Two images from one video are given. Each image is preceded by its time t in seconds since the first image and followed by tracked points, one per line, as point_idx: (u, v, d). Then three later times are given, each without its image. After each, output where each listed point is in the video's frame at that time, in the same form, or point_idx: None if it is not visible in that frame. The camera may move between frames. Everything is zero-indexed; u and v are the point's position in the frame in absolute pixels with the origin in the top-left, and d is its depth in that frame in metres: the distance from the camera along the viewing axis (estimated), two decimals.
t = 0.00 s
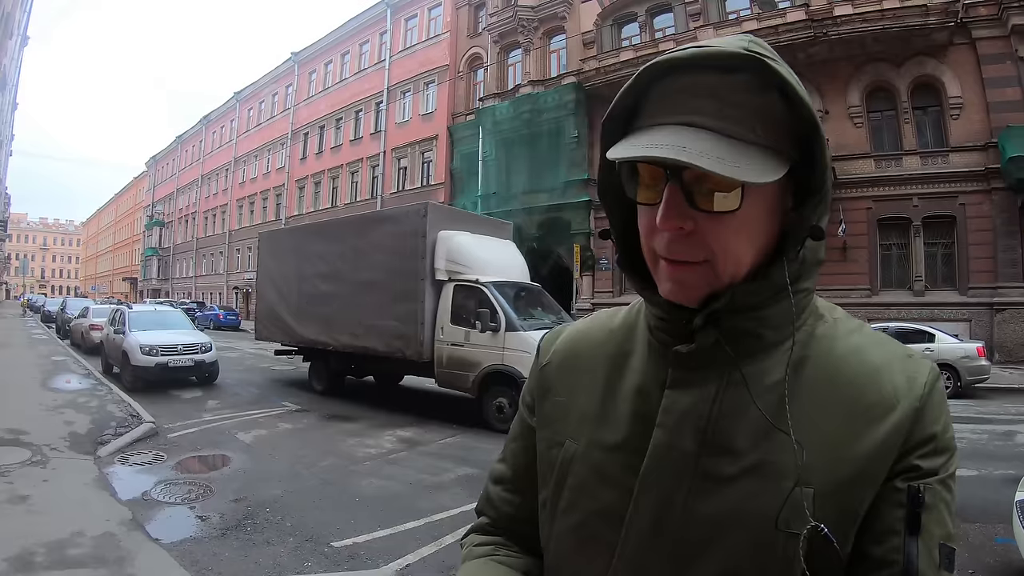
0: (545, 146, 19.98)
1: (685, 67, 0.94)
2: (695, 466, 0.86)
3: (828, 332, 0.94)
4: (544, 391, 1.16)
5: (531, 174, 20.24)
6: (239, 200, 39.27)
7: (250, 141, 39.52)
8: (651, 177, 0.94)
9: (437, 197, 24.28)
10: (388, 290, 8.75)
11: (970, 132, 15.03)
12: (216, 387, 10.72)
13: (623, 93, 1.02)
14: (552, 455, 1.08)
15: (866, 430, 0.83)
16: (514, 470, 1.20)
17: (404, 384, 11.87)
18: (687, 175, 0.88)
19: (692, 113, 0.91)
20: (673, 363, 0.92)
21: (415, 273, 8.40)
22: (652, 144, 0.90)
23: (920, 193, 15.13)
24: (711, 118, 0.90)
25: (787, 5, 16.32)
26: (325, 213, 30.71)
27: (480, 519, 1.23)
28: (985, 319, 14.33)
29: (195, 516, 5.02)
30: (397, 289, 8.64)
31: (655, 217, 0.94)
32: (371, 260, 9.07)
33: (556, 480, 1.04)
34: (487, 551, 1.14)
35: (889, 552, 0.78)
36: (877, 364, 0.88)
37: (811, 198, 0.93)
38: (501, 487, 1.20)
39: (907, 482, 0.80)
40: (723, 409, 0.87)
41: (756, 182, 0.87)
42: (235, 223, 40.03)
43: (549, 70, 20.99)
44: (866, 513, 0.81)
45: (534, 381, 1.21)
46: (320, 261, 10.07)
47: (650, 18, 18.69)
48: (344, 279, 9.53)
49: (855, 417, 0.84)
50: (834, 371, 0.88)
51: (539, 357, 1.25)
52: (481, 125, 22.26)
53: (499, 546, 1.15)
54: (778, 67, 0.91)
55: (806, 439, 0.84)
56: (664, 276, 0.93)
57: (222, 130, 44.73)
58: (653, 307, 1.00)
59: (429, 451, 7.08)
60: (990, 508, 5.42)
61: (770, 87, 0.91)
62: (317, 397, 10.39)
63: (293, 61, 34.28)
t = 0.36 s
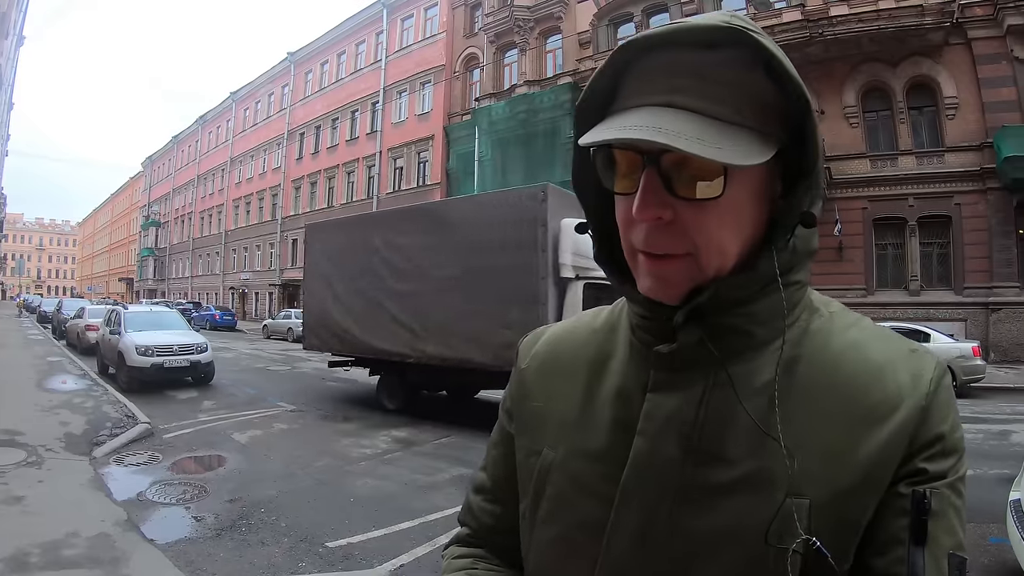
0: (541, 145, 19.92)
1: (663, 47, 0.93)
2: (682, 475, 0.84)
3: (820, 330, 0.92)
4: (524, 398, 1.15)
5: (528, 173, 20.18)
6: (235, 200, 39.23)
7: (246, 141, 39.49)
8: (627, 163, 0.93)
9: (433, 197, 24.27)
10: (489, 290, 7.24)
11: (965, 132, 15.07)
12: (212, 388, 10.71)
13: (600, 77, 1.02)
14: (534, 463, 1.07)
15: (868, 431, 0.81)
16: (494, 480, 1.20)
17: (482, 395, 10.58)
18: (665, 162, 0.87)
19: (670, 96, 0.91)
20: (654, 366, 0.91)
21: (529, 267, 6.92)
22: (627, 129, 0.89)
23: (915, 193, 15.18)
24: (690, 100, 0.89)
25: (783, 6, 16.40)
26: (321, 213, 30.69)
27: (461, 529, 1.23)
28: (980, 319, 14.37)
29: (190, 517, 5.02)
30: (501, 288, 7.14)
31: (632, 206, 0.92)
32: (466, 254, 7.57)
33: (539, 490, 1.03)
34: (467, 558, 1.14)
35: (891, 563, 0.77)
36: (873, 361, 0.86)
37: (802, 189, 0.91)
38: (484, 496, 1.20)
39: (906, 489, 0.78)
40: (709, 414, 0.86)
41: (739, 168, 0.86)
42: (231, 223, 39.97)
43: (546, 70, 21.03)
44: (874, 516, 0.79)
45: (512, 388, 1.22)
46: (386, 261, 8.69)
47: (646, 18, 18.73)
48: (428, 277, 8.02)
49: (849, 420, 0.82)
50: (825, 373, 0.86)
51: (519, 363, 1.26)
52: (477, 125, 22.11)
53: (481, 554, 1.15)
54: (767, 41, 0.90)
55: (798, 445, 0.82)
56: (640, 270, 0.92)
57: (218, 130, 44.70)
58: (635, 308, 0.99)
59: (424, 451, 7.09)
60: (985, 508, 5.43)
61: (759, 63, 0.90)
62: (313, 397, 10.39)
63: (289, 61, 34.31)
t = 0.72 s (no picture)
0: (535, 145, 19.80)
1: (555, 58, 0.99)
2: (576, 471, 0.86)
3: (703, 326, 0.99)
4: (416, 402, 1.14)
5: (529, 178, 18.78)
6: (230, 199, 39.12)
7: (241, 140, 39.40)
8: (519, 168, 1.00)
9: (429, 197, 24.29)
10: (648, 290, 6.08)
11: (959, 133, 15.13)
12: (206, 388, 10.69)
13: (495, 86, 1.06)
14: (428, 467, 1.05)
15: (752, 418, 0.86)
16: (386, 489, 1.16)
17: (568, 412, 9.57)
18: (554, 165, 0.94)
19: (562, 103, 0.97)
20: (546, 364, 0.94)
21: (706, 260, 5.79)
22: (520, 131, 0.95)
23: (909, 194, 15.25)
24: (581, 106, 0.95)
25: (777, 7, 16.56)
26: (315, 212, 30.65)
27: (355, 541, 1.19)
28: (973, 319, 14.44)
29: (184, 517, 5.01)
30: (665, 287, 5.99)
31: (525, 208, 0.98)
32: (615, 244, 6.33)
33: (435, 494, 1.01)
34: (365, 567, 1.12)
35: (776, 541, 0.82)
36: (752, 354, 0.93)
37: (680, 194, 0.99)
38: (373, 504, 1.17)
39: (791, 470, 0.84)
40: (599, 410, 0.89)
41: (623, 175, 0.94)
42: (226, 222, 39.84)
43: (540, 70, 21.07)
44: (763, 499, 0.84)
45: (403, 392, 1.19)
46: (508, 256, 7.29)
47: (641, 19, 18.74)
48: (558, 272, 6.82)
49: (729, 411, 0.87)
50: (706, 368, 0.92)
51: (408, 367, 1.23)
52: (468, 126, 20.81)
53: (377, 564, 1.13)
54: (650, 57, 0.99)
55: (687, 437, 0.85)
56: (532, 268, 0.97)
57: (212, 129, 44.56)
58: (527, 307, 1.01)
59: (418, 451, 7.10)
60: (975, 507, 5.48)
61: (641, 78, 0.98)
62: (307, 397, 10.38)
63: (284, 60, 34.24)
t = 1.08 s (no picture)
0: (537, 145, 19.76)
1: (448, 85, 1.14)
2: (486, 454, 1.01)
3: (583, 324, 1.20)
4: (325, 405, 1.22)
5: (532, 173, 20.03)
6: (231, 199, 39.12)
7: (242, 140, 39.39)
8: (416, 181, 1.11)
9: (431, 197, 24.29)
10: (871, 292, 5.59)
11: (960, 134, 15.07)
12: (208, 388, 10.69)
13: (394, 108, 1.17)
14: (345, 464, 1.15)
15: (632, 398, 1.07)
16: (304, 491, 1.24)
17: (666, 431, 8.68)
18: (454, 179, 1.07)
19: (457, 122, 1.09)
20: (453, 361, 1.10)
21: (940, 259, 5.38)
22: (420, 150, 1.06)
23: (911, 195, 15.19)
24: (475, 126, 1.08)
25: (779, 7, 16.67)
26: (317, 212, 30.66)
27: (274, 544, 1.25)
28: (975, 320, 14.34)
29: (187, 516, 5.01)
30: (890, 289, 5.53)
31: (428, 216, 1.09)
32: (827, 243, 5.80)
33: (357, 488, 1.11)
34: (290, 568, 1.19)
35: (666, 497, 1.04)
36: (625, 344, 1.15)
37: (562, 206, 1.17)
38: (287, 509, 1.24)
39: (664, 440, 1.08)
40: (500, 401, 1.05)
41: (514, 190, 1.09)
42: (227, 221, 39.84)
43: (542, 70, 21.08)
44: (649, 464, 1.06)
45: (312, 397, 1.27)
46: (682, 245, 6.45)
47: (642, 19, 18.81)
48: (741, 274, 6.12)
49: (611, 396, 1.08)
50: (588, 362, 1.12)
51: (311, 373, 1.31)
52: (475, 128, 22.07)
53: (300, 563, 1.20)
54: (535, 85, 1.16)
55: (579, 421, 1.04)
56: (433, 272, 1.09)
57: (214, 129, 44.60)
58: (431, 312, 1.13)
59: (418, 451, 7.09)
60: (976, 508, 5.47)
61: (530, 107, 1.15)
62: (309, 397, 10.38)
63: (286, 60, 34.30)
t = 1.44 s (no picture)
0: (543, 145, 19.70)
1: (415, 106, 1.08)
2: (471, 437, 1.04)
3: (534, 313, 1.28)
4: (299, 411, 1.17)
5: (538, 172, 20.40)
6: (239, 200, 39.30)
7: (249, 140, 39.52)
8: (391, 200, 1.09)
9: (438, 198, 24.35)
10: None
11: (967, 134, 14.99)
12: (215, 387, 10.72)
13: (359, 131, 1.09)
14: (331, 466, 1.12)
15: (585, 374, 1.19)
16: (287, 498, 1.19)
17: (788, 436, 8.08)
18: (434, 196, 1.08)
19: (434, 146, 1.06)
20: (427, 353, 1.11)
21: None
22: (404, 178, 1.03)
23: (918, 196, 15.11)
24: (453, 151, 1.06)
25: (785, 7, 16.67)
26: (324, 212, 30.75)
27: (259, 556, 1.20)
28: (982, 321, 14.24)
29: (194, 515, 5.03)
30: None
31: (407, 231, 1.08)
32: None
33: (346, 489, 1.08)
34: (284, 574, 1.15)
35: (620, 455, 1.17)
36: (571, 332, 1.25)
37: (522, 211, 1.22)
38: (273, 518, 1.19)
39: (614, 404, 1.21)
40: (476, 385, 1.09)
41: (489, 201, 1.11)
42: (234, 222, 40.01)
43: (549, 71, 21.09)
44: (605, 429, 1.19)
45: (282, 404, 1.21)
46: (927, 240, 5.37)
47: (649, 19, 18.81)
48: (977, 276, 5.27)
49: (569, 370, 1.18)
50: (549, 345, 1.20)
51: (276, 381, 1.24)
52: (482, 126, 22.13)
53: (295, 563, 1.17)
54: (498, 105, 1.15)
55: (549, 394, 1.13)
56: (409, 280, 1.09)
57: (221, 129, 44.76)
58: (399, 316, 1.11)
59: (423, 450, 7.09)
60: (981, 509, 5.43)
61: (493, 122, 1.14)
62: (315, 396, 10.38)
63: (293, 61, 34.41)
